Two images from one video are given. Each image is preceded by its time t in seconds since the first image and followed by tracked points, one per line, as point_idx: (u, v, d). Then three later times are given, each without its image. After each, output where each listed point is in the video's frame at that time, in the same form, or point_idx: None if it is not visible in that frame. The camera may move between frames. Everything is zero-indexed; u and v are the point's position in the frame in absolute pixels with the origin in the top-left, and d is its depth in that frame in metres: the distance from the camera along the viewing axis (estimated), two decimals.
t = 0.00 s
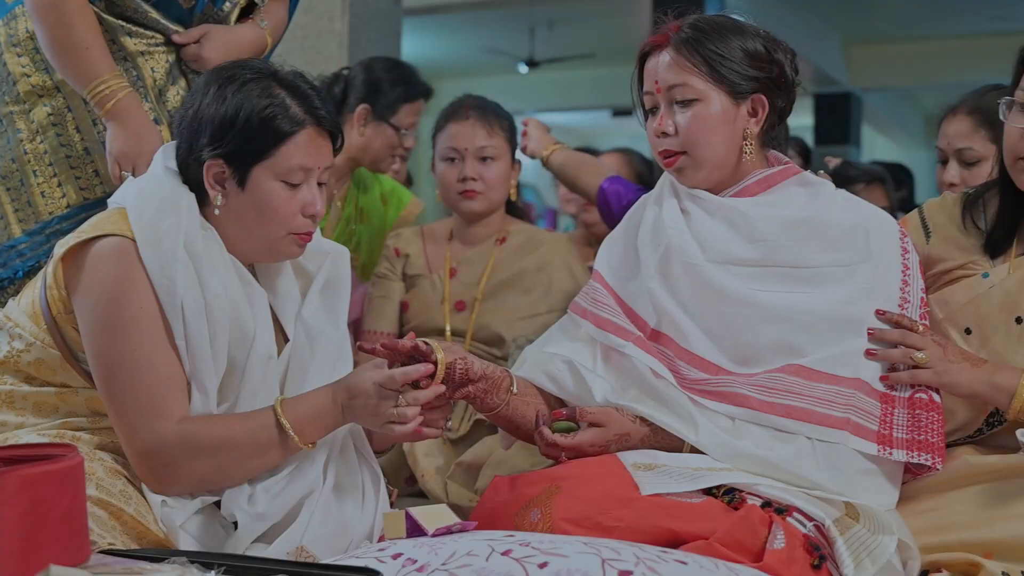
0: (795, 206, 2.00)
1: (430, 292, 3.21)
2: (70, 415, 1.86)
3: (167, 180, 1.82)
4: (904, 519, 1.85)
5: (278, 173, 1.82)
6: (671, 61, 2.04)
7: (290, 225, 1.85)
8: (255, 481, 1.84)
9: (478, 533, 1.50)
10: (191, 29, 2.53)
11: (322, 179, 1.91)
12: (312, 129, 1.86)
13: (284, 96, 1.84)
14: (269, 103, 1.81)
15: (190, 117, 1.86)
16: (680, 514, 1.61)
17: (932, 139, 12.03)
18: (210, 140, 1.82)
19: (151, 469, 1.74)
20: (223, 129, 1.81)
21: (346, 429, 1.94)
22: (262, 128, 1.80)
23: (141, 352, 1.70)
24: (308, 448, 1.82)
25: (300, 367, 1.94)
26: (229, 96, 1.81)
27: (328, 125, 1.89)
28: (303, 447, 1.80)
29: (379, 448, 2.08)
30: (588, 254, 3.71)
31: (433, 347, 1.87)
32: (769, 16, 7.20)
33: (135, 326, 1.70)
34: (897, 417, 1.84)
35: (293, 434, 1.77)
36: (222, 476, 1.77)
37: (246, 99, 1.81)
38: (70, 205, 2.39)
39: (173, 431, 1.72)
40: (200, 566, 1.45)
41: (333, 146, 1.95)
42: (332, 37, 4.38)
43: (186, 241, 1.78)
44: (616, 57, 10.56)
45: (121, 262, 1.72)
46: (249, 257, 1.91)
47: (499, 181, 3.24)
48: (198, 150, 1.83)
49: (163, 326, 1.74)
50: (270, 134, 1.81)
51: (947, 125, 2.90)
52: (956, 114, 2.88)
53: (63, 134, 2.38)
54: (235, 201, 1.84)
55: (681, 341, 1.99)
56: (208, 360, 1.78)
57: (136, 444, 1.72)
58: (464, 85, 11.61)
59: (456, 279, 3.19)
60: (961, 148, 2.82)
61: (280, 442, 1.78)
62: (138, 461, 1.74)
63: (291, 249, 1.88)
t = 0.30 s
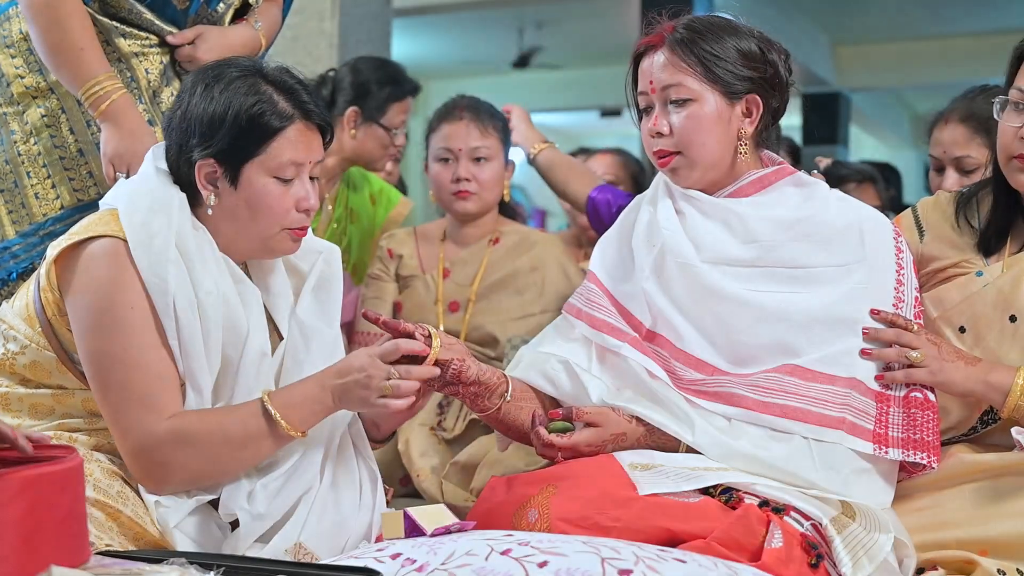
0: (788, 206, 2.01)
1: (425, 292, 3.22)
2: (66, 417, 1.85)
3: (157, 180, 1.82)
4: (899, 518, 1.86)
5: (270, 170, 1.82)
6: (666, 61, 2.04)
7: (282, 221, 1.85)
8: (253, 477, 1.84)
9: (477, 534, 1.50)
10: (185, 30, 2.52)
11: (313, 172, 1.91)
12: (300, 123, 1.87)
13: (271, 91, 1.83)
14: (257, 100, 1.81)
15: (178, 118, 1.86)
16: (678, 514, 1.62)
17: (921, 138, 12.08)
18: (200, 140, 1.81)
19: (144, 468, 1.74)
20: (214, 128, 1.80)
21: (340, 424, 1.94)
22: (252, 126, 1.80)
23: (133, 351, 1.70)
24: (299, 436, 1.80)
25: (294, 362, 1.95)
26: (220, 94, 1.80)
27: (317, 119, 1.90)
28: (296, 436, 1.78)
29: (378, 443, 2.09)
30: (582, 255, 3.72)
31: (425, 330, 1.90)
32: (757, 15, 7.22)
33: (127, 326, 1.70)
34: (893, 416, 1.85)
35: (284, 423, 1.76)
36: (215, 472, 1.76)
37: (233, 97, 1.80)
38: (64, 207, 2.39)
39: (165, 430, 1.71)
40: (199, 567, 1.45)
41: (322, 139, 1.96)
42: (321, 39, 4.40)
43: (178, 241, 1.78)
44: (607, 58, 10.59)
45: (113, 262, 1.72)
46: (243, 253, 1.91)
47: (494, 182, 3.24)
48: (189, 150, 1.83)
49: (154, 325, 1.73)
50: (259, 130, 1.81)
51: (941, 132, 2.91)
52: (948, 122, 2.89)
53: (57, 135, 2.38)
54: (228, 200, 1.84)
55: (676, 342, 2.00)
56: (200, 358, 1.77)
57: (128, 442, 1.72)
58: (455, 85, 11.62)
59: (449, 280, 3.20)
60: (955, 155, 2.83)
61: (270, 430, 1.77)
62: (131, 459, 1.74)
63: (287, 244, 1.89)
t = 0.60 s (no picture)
0: (786, 206, 2.02)
1: (422, 293, 3.23)
2: (66, 418, 1.84)
3: (152, 179, 1.82)
4: (899, 515, 1.87)
5: (267, 165, 1.82)
6: (662, 62, 2.04)
7: (280, 219, 1.85)
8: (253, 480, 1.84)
9: (481, 533, 1.50)
10: (182, 31, 2.52)
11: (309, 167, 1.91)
12: (294, 118, 1.86)
13: (264, 88, 1.83)
14: (250, 97, 1.80)
15: (172, 119, 1.86)
16: (680, 514, 1.62)
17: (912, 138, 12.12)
18: (196, 140, 1.81)
19: (139, 466, 1.73)
20: (209, 127, 1.80)
21: (341, 424, 1.94)
22: (245, 123, 1.79)
23: (130, 350, 1.70)
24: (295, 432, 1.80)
25: (292, 361, 1.94)
26: (213, 93, 1.80)
27: (310, 113, 1.89)
28: (289, 430, 1.77)
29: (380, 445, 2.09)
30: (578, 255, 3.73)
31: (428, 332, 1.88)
32: (748, 15, 7.25)
33: (124, 325, 1.70)
34: (892, 414, 1.86)
35: (275, 415, 1.75)
36: (211, 471, 1.76)
37: (227, 95, 1.80)
38: (62, 209, 2.38)
39: (162, 429, 1.70)
40: (204, 568, 1.45)
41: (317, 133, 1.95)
42: (314, 39, 4.47)
43: (175, 241, 1.78)
44: (599, 58, 10.61)
45: (111, 262, 1.72)
46: (242, 254, 1.91)
47: (490, 182, 3.24)
48: (185, 151, 1.83)
49: (152, 325, 1.73)
50: (253, 127, 1.80)
51: (937, 135, 2.92)
52: (943, 126, 2.90)
53: (54, 137, 2.38)
54: (227, 198, 1.83)
55: (676, 342, 2.01)
56: (198, 358, 1.77)
57: (123, 440, 1.71)
58: (448, 86, 11.62)
59: (446, 281, 3.20)
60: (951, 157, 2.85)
61: (262, 425, 1.76)
62: (125, 458, 1.73)
63: (286, 241, 1.89)
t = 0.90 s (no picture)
0: (789, 206, 2.02)
1: (422, 294, 3.24)
2: (72, 420, 1.84)
3: (156, 181, 1.82)
4: (903, 513, 1.88)
5: (278, 162, 1.83)
6: (662, 63, 2.04)
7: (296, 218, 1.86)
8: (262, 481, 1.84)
9: (488, 532, 1.50)
10: (184, 32, 2.52)
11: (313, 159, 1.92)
12: (296, 114, 1.86)
13: (265, 86, 1.82)
14: (252, 97, 1.80)
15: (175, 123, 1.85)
16: (686, 512, 1.62)
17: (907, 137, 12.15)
18: (204, 148, 1.81)
19: (146, 466, 1.73)
20: (213, 131, 1.79)
21: (348, 424, 1.94)
22: (250, 124, 1.79)
23: (137, 351, 1.70)
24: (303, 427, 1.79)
25: (297, 362, 1.94)
26: (215, 95, 1.79)
27: (309, 105, 1.89)
28: (296, 423, 1.77)
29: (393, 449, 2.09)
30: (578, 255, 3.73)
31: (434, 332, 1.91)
32: (743, 15, 7.27)
33: (131, 327, 1.70)
34: (896, 413, 1.87)
35: (282, 408, 1.75)
36: (218, 469, 1.76)
37: (229, 97, 1.79)
38: (64, 211, 2.38)
39: (168, 430, 1.70)
40: (212, 568, 1.46)
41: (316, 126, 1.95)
42: (310, 41, 4.48)
43: (180, 243, 1.78)
44: (595, 59, 10.62)
45: (117, 264, 1.72)
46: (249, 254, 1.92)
47: (490, 183, 3.24)
48: (191, 156, 1.82)
49: (159, 327, 1.74)
50: (258, 127, 1.80)
51: (935, 136, 2.93)
52: (942, 127, 2.91)
53: (56, 139, 2.37)
54: (239, 198, 1.83)
55: (679, 343, 2.01)
56: (206, 359, 1.78)
57: (130, 441, 1.71)
58: (443, 88, 11.63)
59: (447, 282, 3.21)
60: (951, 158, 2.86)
61: (270, 420, 1.76)
62: (133, 458, 1.73)
63: (301, 234, 1.90)
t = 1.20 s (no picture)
0: (795, 206, 2.02)
1: (426, 295, 3.23)
2: (81, 422, 1.85)
3: (169, 183, 1.81)
4: (912, 512, 1.88)
5: (291, 163, 1.84)
6: (667, 64, 2.04)
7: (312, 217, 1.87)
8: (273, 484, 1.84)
9: (498, 532, 1.51)
10: (188, 34, 2.52)
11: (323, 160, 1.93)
12: (305, 114, 1.87)
13: (274, 88, 1.83)
14: (262, 99, 1.81)
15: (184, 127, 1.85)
16: (696, 511, 1.63)
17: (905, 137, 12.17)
18: (216, 150, 1.81)
19: (163, 467, 1.73)
20: (224, 134, 1.80)
21: (360, 425, 1.95)
22: (262, 126, 1.80)
23: (152, 352, 1.70)
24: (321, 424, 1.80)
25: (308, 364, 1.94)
26: (226, 97, 1.79)
27: (318, 104, 1.89)
28: (315, 421, 1.77)
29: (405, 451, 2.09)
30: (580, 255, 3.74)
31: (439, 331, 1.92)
32: (740, 14, 7.29)
33: (146, 328, 1.70)
34: (903, 411, 1.88)
35: (299, 406, 1.75)
36: (234, 470, 1.76)
37: (239, 100, 1.79)
38: (69, 212, 2.38)
39: (183, 431, 1.70)
40: (222, 568, 1.46)
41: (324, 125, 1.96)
42: (310, 42, 4.49)
43: (194, 245, 1.78)
44: (593, 60, 10.64)
45: (130, 266, 1.73)
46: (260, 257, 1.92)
47: (494, 183, 3.24)
48: (203, 159, 1.82)
49: (174, 329, 1.74)
50: (270, 130, 1.81)
51: (937, 139, 2.94)
52: (943, 130, 2.92)
53: (60, 141, 2.38)
54: (252, 199, 1.84)
55: (687, 343, 2.02)
56: (220, 362, 1.78)
57: (146, 442, 1.72)
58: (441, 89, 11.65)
59: (450, 282, 3.20)
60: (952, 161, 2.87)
61: (285, 417, 1.76)
62: (149, 459, 1.73)
63: (314, 234, 1.91)
